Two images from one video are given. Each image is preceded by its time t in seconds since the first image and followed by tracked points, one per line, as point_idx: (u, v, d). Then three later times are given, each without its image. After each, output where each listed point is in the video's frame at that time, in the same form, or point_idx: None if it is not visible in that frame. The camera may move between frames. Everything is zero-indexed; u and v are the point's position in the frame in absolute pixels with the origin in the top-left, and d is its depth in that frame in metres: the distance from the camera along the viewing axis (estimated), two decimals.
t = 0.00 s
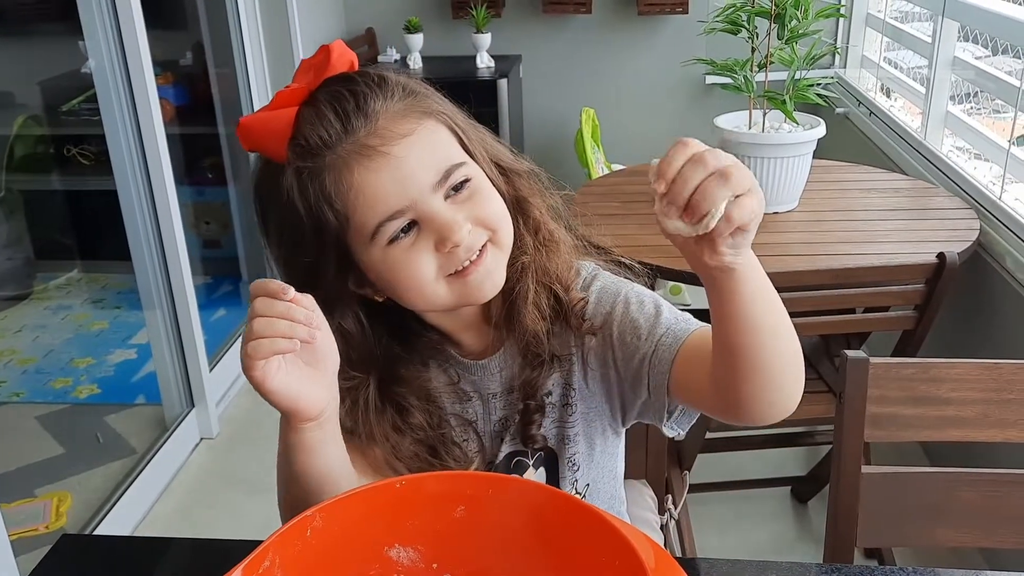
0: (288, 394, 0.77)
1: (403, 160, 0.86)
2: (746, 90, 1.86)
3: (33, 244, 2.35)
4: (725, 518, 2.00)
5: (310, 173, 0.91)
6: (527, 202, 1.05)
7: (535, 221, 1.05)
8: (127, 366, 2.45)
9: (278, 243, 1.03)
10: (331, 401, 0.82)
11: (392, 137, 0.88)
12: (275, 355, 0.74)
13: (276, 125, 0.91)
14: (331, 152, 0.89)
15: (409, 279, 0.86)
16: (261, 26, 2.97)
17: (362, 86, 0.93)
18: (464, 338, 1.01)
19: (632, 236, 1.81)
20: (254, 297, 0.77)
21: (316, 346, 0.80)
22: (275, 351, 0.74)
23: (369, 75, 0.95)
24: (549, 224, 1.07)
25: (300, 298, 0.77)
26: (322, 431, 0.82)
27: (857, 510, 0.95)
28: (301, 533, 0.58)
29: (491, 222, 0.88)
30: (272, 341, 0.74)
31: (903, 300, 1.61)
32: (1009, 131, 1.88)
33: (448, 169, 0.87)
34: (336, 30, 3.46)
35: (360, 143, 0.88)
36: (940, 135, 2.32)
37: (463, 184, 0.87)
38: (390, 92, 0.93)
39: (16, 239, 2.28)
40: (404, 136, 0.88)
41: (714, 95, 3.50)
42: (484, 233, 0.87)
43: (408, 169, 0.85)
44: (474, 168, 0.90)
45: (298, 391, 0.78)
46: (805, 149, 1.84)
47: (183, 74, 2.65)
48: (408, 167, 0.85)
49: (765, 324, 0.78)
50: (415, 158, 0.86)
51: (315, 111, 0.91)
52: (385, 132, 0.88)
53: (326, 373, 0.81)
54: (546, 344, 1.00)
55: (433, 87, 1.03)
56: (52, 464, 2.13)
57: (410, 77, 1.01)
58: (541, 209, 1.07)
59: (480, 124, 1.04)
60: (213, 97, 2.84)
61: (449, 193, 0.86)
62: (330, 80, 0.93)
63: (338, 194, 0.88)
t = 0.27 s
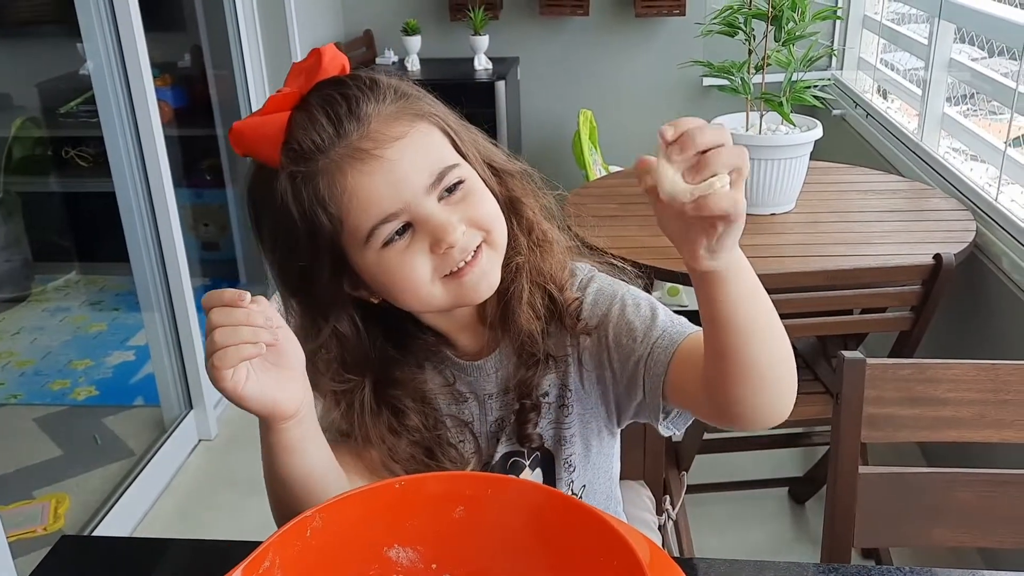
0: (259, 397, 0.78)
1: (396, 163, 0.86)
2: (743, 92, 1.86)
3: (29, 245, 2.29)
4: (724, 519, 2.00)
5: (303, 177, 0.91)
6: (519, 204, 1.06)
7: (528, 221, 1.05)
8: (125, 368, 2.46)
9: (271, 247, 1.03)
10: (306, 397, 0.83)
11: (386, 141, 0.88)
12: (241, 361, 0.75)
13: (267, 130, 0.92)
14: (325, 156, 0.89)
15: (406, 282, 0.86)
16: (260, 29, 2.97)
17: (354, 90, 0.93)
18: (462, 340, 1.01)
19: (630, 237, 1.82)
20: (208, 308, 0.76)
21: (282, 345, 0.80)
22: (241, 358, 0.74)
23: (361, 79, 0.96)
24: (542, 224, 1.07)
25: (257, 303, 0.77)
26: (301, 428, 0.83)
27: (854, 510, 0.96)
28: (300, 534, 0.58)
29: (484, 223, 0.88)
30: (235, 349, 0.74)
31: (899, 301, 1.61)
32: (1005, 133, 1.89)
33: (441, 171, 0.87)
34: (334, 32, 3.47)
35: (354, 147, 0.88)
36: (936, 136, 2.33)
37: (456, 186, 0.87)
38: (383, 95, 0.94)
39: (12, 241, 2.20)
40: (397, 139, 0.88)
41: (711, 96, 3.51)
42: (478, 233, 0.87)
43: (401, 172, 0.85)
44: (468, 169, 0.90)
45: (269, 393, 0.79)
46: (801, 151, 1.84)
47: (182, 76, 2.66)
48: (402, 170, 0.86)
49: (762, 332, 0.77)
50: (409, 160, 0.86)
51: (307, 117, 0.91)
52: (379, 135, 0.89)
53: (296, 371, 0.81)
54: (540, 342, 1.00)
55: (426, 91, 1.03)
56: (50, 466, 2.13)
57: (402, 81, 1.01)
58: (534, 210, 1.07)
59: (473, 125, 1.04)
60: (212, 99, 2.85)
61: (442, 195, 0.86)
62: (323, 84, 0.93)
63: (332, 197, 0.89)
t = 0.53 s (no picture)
0: (264, 413, 0.79)
1: (419, 135, 0.86)
2: (740, 94, 1.87)
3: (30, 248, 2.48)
4: (722, 522, 2.00)
5: (326, 138, 0.91)
6: (535, 201, 1.07)
7: (541, 217, 1.06)
8: (123, 370, 2.45)
9: (284, 209, 1.04)
10: (310, 410, 0.83)
11: (412, 114, 0.88)
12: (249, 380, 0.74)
13: (297, 87, 0.92)
14: (350, 120, 0.90)
15: (415, 257, 0.86)
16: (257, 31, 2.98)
17: (388, 63, 0.95)
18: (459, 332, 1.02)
19: (628, 240, 1.82)
20: (214, 326, 0.76)
21: (288, 363, 0.80)
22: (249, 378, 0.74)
23: (397, 54, 0.97)
24: (556, 224, 1.08)
25: (263, 322, 0.76)
26: (304, 439, 0.83)
27: (851, 513, 0.96)
28: (297, 537, 0.58)
29: (500, 210, 0.88)
30: (244, 368, 0.74)
31: (896, 303, 1.62)
32: (1002, 135, 1.89)
33: (464, 152, 0.87)
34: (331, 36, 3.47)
35: (379, 116, 0.88)
36: (933, 138, 2.33)
37: (476, 170, 0.87)
38: (413, 71, 0.95)
39: (11, 244, 2.40)
40: (422, 113, 0.89)
41: (709, 99, 3.51)
42: (491, 221, 0.87)
43: (424, 146, 0.85)
44: (490, 156, 0.91)
45: (276, 410, 0.79)
46: (799, 153, 1.85)
47: (179, 78, 2.66)
48: (425, 143, 0.86)
49: (711, 399, 0.77)
50: (433, 135, 0.86)
51: (337, 81, 0.92)
52: (406, 109, 0.89)
53: (300, 387, 0.81)
54: (539, 339, 0.99)
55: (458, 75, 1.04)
56: (46, 469, 2.13)
57: (436, 62, 1.02)
58: (549, 208, 1.08)
59: (499, 115, 1.05)
60: (209, 101, 2.85)
61: (461, 175, 0.86)
62: (358, 52, 0.95)
63: (350, 162, 0.89)
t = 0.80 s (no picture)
0: (260, 412, 0.78)
1: (443, 135, 0.86)
2: (738, 96, 1.87)
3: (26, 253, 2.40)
4: (721, 524, 1.99)
5: (350, 127, 0.92)
6: (557, 211, 1.06)
7: (560, 227, 1.05)
8: (120, 373, 2.45)
9: (304, 197, 1.04)
10: (306, 412, 0.83)
11: (439, 113, 0.89)
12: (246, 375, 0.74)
13: (332, 72, 0.93)
14: (376, 113, 0.90)
15: (428, 257, 0.87)
16: (255, 33, 2.97)
17: (421, 59, 0.95)
18: (470, 338, 1.03)
19: (628, 242, 1.81)
20: (212, 322, 0.76)
21: (287, 363, 0.80)
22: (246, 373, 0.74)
23: (432, 50, 0.98)
24: (575, 234, 1.07)
25: (259, 320, 0.76)
26: (300, 440, 0.83)
27: (848, 515, 0.95)
28: (292, 541, 0.58)
29: (517, 222, 0.88)
30: (242, 362, 0.73)
31: (894, 304, 1.61)
32: (999, 136, 1.90)
33: (486, 157, 0.87)
34: (328, 38, 3.47)
35: (406, 112, 0.89)
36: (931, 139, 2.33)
37: (497, 176, 0.87)
38: (445, 70, 0.95)
39: (9, 247, 2.33)
40: (449, 113, 0.89)
41: (706, 101, 3.51)
42: (507, 231, 0.88)
43: (448, 147, 0.85)
44: (512, 164, 0.90)
45: (270, 409, 0.79)
46: (796, 155, 1.85)
47: (177, 81, 2.66)
48: (448, 143, 0.86)
49: (716, 425, 0.77)
50: (457, 137, 0.86)
51: (369, 72, 0.93)
52: (433, 108, 0.89)
53: (298, 387, 0.81)
54: (549, 348, 0.99)
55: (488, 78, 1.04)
56: (43, 473, 2.13)
57: (468, 63, 1.02)
58: (568, 217, 1.08)
59: (528, 121, 1.05)
60: (206, 104, 2.84)
61: (481, 180, 0.86)
62: (391, 45, 0.96)
63: (371, 156, 0.89)
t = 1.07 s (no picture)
0: (247, 409, 0.78)
1: (460, 129, 0.86)
2: (736, 95, 1.87)
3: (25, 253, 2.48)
4: (720, 524, 1.99)
5: (364, 121, 0.91)
6: (557, 208, 1.06)
7: (562, 225, 1.05)
8: (119, 374, 2.45)
9: (310, 194, 1.03)
10: (292, 412, 0.83)
11: (456, 107, 0.89)
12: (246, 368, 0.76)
13: (344, 65, 0.92)
14: (393, 105, 0.90)
15: (442, 249, 0.87)
16: (254, 34, 2.97)
17: (434, 54, 0.95)
18: (469, 334, 1.03)
19: (627, 242, 1.81)
20: (219, 313, 0.78)
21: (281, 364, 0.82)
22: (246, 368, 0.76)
23: (444, 47, 0.98)
24: (576, 232, 1.07)
25: (268, 316, 0.78)
26: (286, 440, 0.83)
27: (844, 514, 0.95)
28: (286, 540, 0.58)
29: (529, 213, 0.89)
30: (244, 355, 0.75)
31: (892, 303, 1.61)
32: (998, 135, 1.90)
33: (501, 152, 0.87)
34: (327, 39, 3.47)
35: (422, 105, 0.89)
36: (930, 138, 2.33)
37: (509, 170, 0.88)
38: (458, 64, 0.96)
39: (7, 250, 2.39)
40: (464, 107, 0.90)
41: (705, 100, 3.51)
42: (521, 223, 0.88)
43: (464, 140, 0.86)
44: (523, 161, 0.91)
45: (259, 407, 0.79)
46: (794, 154, 1.85)
47: (176, 82, 2.66)
48: (466, 138, 0.86)
49: (715, 414, 0.77)
50: (472, 131, 0.87)
51: (384, 64, 0.93)
52: (449, 101, 0.90)
53: (286, 388, 0.82)
54: (552, 346, 0.99)
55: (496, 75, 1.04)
56: (42, 474, 2.13)
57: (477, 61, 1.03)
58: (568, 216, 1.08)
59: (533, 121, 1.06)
60: (206, 104, 2.84)
61: (494, 174, 0.87)
62: (403, 40, 0.96)
63: (388, 148, 0.89)
